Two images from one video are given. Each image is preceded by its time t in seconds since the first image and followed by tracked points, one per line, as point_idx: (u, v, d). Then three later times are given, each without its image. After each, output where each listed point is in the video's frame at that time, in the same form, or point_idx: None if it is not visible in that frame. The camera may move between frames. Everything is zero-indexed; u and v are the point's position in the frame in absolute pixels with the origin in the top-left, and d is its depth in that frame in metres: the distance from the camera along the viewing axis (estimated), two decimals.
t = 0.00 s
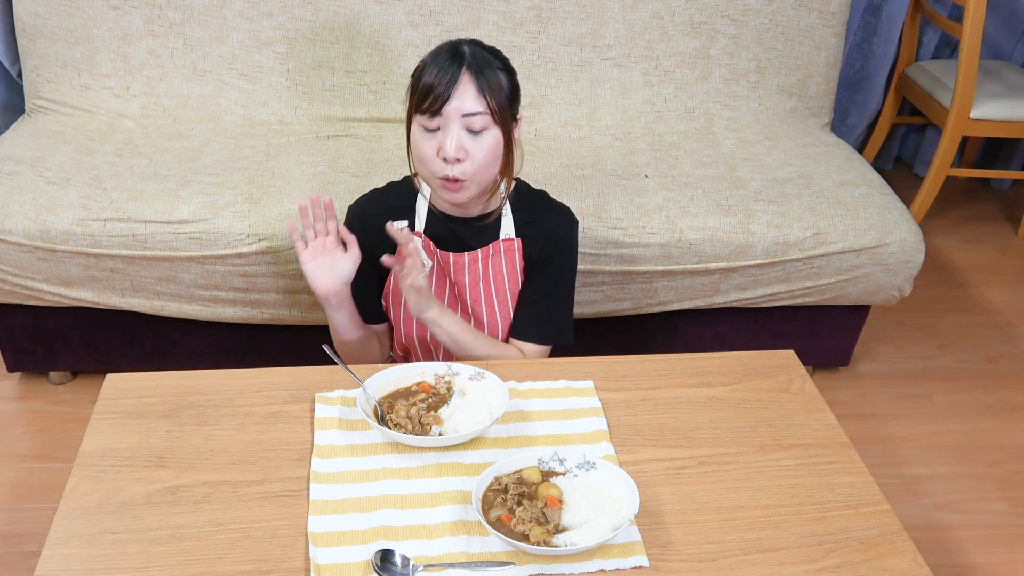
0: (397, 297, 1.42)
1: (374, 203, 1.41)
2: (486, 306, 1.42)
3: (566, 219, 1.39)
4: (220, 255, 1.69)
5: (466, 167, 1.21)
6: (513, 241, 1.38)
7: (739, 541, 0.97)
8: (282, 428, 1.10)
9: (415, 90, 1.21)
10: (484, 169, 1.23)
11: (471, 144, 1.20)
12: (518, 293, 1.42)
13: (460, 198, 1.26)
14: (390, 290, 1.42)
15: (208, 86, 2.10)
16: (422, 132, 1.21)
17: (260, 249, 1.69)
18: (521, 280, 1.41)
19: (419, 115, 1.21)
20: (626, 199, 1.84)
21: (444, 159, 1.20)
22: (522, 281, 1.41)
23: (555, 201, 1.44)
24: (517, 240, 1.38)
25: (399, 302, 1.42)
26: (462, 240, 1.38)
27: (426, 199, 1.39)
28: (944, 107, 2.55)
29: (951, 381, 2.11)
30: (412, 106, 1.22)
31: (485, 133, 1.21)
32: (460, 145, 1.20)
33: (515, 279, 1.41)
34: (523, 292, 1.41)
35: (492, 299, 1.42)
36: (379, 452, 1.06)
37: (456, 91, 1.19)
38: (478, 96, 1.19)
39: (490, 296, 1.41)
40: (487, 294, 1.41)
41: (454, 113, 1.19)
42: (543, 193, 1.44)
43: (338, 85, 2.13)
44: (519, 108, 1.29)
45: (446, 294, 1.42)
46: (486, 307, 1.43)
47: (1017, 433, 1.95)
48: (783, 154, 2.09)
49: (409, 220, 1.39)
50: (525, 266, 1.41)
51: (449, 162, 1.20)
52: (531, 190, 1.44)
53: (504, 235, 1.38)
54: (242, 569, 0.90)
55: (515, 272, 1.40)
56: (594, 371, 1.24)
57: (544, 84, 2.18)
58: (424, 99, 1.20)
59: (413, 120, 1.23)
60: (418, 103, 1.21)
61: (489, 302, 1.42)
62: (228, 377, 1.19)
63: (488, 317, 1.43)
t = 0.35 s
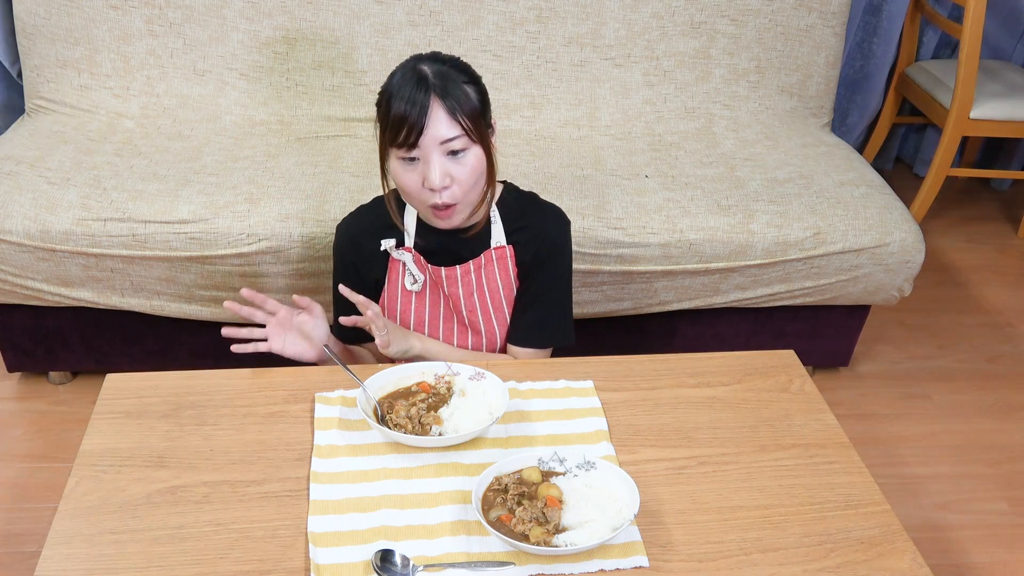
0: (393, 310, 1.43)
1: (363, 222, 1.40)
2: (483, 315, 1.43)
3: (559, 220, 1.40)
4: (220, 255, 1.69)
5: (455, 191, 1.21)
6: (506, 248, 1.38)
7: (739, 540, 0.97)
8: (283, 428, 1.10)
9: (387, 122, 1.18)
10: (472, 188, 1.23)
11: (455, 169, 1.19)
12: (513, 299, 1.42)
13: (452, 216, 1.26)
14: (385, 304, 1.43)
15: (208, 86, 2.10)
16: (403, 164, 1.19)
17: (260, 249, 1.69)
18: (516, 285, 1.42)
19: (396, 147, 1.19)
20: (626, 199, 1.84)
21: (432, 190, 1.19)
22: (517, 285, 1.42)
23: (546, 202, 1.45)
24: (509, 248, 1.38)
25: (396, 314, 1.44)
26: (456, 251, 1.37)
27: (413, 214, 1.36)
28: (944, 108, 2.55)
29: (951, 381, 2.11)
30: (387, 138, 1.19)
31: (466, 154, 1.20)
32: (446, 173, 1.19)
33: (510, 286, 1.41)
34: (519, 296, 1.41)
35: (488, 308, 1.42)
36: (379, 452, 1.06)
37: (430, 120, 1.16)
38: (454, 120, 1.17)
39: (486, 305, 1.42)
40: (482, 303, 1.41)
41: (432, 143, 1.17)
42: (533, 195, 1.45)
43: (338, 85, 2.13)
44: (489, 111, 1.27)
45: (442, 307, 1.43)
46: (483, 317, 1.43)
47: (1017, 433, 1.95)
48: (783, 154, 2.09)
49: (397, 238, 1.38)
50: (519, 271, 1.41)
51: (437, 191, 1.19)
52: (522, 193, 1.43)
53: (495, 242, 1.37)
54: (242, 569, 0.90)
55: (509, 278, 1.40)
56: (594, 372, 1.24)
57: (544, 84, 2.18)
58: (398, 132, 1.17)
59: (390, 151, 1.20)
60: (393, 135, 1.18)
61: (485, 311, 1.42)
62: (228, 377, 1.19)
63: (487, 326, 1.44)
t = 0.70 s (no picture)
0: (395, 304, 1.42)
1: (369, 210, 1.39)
2: (484, 309, 1.42)
3: (562, 219, 1.41)
4: (220, 255, 1.69)
5: (459, 174, 1.21)
6: (509, 242, 1.37)
7: (739, 541, 0.97)
8: (282, 428, 1.10)
9: (404, 96, 1.19)
10: (476, 176, 1.22)
11: (463, 152, 1.20)
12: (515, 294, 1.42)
13: (450, 203, 1.25)
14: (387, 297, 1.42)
15: (208, 86, 2.10)
16: (413, 139, 1.20)
17: (260, 249, 1.69)
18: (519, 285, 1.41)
19: (409, 122, 1.19)
20: (626, 199, 1.84)
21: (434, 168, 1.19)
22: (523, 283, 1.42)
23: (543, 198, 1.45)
24: (512, 242, 1.37)
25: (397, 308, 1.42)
26: (460, 246, 1.37)
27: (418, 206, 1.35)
28: (944, 107, 2.55)
29: (951, 381, 2.11)
30: (401, 112, 1.20)
31: (477, 141, 1.20)
32: (453, 154, 1.19)
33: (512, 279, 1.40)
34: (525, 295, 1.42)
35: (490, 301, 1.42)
36: (379, 452, 1.06)
37: (448, 99, 1.17)
38: (471, 104, 1.18)
39: (488, 298, 1.42)
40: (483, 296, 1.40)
41: (444, 122, 1.18)
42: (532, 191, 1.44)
43: (339, 85, 2.13)
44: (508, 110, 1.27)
45: (444, 299, 1.43)
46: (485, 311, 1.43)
47: (1017, 433, 1.95)
48: (783, 154, 2.09)
49: (404, 229, 1.37)
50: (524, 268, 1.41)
51: (441, 170, 1.19)
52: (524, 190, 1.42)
53: (498, 237, 1.37)
54: (243, 569, 0.90)
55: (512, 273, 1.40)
56: (594, 372, 1.24)
57: (544, 84, 2.18)
58: (415, 106, 1.18)
59: (402, 127, 1.21)
60: (407, 109, 1.19)
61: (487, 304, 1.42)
62: (228, 377, 1.19)
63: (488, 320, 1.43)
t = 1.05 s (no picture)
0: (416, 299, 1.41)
1: (393, 205, 1.38)
2: (507, 303, 1.40)
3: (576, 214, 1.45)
4: (220, 255, 1.69)
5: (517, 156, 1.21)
6: (531, 236, 1.39)
7: (739, 540, 0.97)
8: (282, 428, 1.10)
9: (456, 82, 1.21)
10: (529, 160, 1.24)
11: (521, 134, 1.21)
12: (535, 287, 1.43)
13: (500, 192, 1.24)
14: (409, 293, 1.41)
15: (208, 86, 2.10)
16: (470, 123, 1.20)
17: (260, 250, 1.69)
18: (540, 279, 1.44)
19: (466, 107, 1.20)
20: (626, 199, 1.84)
21: (495, 149, 1.19)
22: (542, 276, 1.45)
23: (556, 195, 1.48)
24: (535, 236, 1.39)
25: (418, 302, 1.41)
26: (482, 240, 1.38)
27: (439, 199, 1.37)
28: (945, 107, 2.55)
29: (952, 381, 2.11)
30: (455, 99, 1.21)
31: (530, 124, 1.23)
32: (513, 134, 1.20)
33: (535, 274, 1.42)
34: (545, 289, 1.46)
35: (513, 295, 1.40)
36: (379, 452, 1.06)
37: (505, 81, 1.20)
38: (525, 88, 1.22)
39: (511, 292, 1.40)
40: (508, 292, 1.39)
41: (503, 104, 1.20)
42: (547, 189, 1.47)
43: (338, 85, 2.13)
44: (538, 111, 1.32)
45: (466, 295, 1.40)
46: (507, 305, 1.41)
47: (1017, 433, 1.95)
48: (783, 154, 2.09)
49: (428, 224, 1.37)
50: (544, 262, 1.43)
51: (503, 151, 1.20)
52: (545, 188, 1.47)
53: (520, 231, 1.39)
54: (242, 569, 0.90)
55: (534, 266, 1.41)
56: (595, 372, 1.24)
57: (544, 84, 2.18)
58: (472, 90, 1.19)
59: (455, 114, 1.21)
60: (463, 95, 1.20)
61: (510, 299, 1.40)
62: (229, 377, 1.19)
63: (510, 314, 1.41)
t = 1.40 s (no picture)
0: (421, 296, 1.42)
1: (401, 203, 1.39)
2: (511, 306, 1.40)
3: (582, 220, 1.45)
4: (220, 255, 1.69)
5: (525, 161, 1.21)
6: (536, 240, 1.39)
7: (739, 540, 0.97)
8: (282, 428, 1.10)
9: (467, 85, 1.21)
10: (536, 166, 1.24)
11: (529, 139, 1.21)
12: (539, 291, 1.43)
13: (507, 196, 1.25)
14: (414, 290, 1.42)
15: (208, 86, 2.10)
16: (479, 127, 1.20)
17: (260, 250, 1.69)
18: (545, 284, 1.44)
19: (476, 111, 1.20)
20: (626, 199, 1.84)
21: (503, 153, 1.19)
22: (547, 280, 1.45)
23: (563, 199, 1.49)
24: (540, 240, 1.39)
25: (423, 300, 1.42)
26: (488, 243, 1.38)
27: (447, 200, 1.37)
28: (944, 107, 2.55)
29: (952, 381, 2.11)
30: (465, 102, 1.21)
31: (539, 130, 1.23)
32: (522, 140, 1.20)
33: (540, 279, 1.42)
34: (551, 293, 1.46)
35: (517, 298, 1.40)
36: (379, 452, 1.06)
37: (516, 86, 1.20)
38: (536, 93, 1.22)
39: (515, 295, 1.40)
40: (512, 295, 1.40)
41: (513, 109, 1.20)
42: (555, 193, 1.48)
43: (338, 85, 2.13)
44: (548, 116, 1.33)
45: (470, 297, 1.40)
46: (510, 307, 1.41)
47: (1017, 433, 1.95)
48: (784, 154, 2.09)
49: (435, 225, 1.37)
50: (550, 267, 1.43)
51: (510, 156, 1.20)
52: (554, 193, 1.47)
53: (526, 234, 1.39)
54: (242, 569, 0.90)
55: (539, 270, 1.41)
56: (595, 372, 1.24)
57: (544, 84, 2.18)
58: (482, 94, 1.19)
59: (465, 117, 1.21)
60: (473, 98, 1.20)
61: (513, 301, 1.40)
62: (228, 376, 1.19)
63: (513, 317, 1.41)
